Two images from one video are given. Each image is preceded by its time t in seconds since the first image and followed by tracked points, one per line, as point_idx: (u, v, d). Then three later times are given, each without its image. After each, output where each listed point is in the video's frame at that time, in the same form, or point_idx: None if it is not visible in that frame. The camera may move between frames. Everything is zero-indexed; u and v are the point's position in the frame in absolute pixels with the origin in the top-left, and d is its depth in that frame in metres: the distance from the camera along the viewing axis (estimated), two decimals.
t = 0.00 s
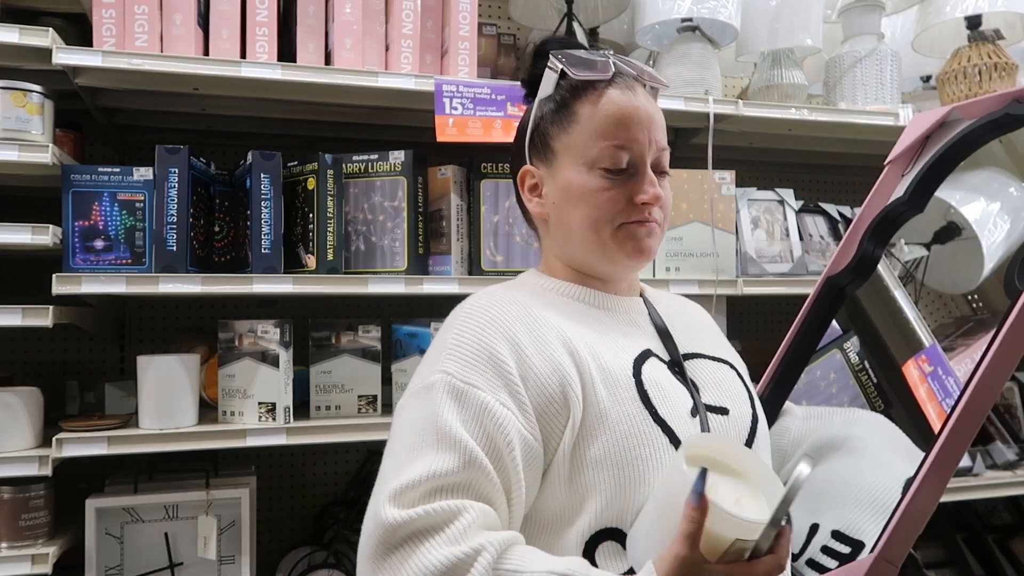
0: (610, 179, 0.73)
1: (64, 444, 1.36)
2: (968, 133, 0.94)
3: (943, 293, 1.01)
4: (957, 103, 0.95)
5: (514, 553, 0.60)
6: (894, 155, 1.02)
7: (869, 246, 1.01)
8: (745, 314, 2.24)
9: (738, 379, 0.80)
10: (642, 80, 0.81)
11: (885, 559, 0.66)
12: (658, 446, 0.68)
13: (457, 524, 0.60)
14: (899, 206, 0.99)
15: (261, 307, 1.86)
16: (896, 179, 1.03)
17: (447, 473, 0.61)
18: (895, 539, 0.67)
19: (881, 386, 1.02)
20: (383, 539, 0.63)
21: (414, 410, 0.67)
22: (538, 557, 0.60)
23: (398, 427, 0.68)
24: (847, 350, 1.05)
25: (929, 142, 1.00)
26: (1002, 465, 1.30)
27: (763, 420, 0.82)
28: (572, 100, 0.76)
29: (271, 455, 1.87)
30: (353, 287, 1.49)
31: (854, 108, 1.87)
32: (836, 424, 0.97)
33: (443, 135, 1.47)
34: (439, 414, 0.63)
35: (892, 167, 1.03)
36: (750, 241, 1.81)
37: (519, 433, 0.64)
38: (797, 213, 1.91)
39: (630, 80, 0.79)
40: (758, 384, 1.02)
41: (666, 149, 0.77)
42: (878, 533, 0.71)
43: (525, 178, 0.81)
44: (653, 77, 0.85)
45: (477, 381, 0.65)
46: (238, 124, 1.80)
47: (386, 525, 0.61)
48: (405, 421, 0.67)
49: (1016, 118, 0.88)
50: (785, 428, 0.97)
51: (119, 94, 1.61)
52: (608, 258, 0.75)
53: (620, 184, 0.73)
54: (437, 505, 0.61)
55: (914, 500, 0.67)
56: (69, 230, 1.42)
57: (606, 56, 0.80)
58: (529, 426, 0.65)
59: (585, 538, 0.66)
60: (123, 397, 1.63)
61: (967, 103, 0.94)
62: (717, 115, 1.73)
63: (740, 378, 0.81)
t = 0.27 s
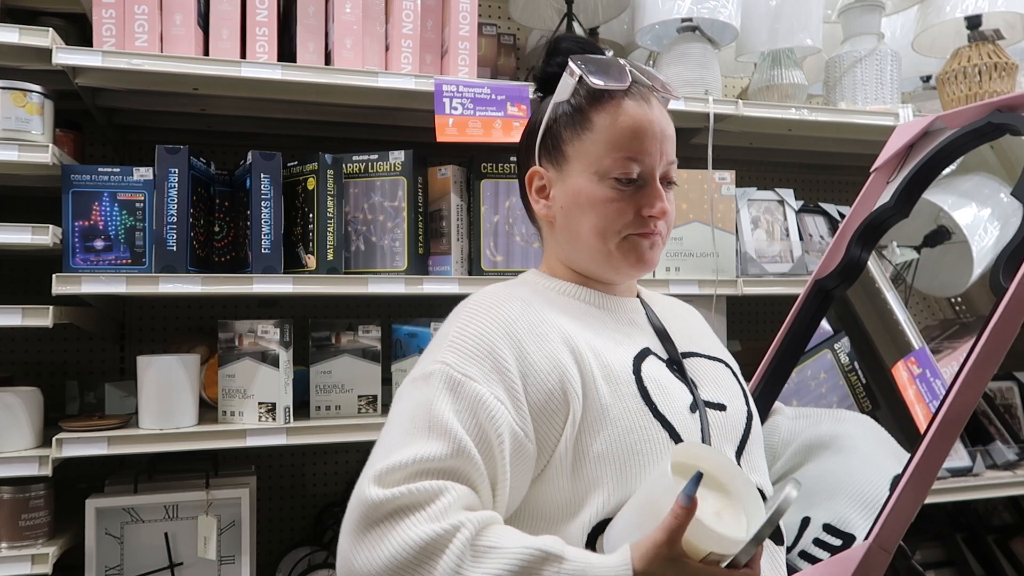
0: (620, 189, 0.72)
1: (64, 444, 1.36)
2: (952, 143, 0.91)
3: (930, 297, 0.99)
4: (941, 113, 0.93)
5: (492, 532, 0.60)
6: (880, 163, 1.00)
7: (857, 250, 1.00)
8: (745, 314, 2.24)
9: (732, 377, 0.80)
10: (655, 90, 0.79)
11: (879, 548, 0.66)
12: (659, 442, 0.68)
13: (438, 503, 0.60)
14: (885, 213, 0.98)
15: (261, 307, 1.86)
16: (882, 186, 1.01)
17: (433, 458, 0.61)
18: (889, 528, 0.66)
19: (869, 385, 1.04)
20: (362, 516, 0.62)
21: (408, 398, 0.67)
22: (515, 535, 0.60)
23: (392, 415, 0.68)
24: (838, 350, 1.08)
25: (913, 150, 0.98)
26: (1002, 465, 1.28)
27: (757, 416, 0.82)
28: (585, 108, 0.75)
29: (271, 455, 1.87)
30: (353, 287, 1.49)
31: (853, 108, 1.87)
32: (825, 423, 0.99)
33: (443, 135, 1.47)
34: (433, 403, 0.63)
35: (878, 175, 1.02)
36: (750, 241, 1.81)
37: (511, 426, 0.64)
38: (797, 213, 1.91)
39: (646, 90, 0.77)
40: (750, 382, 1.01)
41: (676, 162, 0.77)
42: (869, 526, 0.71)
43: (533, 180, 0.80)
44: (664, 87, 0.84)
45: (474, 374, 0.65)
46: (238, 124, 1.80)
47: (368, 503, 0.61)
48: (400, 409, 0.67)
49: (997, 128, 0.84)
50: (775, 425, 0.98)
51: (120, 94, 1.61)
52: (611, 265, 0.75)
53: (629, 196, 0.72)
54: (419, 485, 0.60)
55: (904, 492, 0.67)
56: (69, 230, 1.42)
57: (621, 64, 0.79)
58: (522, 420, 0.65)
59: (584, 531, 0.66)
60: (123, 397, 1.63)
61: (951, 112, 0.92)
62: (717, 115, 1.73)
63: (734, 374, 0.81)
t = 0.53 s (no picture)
0: (618, 200, 0.72)
1: (64, 444, 1.36)
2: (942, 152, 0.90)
3: (906, 299, 1.03)
4: (928, 123, 0.92)
5: (480, 540, 0.60)
6: (870, 170, 0.99)
7: (847, 254, 1.00)
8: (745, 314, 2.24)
9: (728, 376, 0.80)
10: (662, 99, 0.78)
11: (877, 541, 0.64)
12: (660, 442, 0.68)
13: (429, 509, 0.61)
14: (877, 218, 0.97)
15: (261, 307, 1.86)
16: (872, 194, 1.00)
17: (423, 460, 0.62)
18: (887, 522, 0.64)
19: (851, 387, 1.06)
20: (354, 518, 0.63)
21: (402, 399, 0.67)
22: (503, 546, 0.60)
23: (387, 415, 0.69)
24: (822, 350, 1.08)
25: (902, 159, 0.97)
26: (1002, 466, 1.27)
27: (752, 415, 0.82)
28: (589, 116, 0.74)
29: (271, 455, 1.87)
30: (353, 287, 1.49)
31: (854, 108, 1.87)
32: (817, 424, 0.98)
33: (443, 135, 1.47)
34: (424, 406, 0.64)
35: (867, 182, 1.00)
36: (750, 241, 1.81)
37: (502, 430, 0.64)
38: (797, 213, 1.91)
39: (653, 99, 0.76)
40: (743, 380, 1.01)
41: (677, 174, 0.76)
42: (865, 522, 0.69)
43: (535, 181, 0.80)
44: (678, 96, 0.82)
45: (467, 376, 0.65)
46: (238, 124, 1.80)
47: (359, 506, 0.62)
48: (394, 410, 0.67)
49: (985, 138, 0.84)
50: (768, 425, 0.97)
51: (120, 94, 1.61)
52: (607, 272, 0.75)
53: (626, 207, 0.72)
54: (411, 489, 0.61)
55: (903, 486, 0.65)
56: (69, 230, 1.42)
57: (631, 71, 0.78)
58: (515, 423, 0.65)
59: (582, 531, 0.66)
60: (123, 397, 1.63)
61: (939, 123, 0.91)
62: (717, 115, 1.73)
63: (730, 374, 0.81)
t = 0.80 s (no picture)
0: (617, 203, 0.72)
1: (64, 444, 1.36)
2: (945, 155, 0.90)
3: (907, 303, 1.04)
4: (935, 123, 0.92)
5: (485, 551, 0.62)
6: (875, 169, 0.99)
7: (851, 256, 1.00)
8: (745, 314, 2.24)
9: (728, 377, 0.80)
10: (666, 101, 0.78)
11: (873, 543, 0.64)
12: (656, 444, 0.68)
13: (434, 523, 0.62)
14: (879, 219, 0.97)
15: (261, 307, 1.86)
16: (876, 193, 1.00)
17: (424, 472, 0.63)
18: (884, 525, 0.64)
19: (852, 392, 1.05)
20: (367, 534, 0.65)
21: (401, 408, 0.68)
22: (508, 556, 0.61)
23: (389, 425, 0.70)
24: (823, 352, 1.06)
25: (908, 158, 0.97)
26: (1002, 465, 1.27)
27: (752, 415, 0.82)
28: (591, 118, 0.73)
29: (271, 455, 1.87)
30: (353, 287, 1.49)
31: (854, 108, 1.87)
32: (817, 425, 0.98)
33: (443, 135, 1.47)
34: (423, 416, 0.65)
35: (873, 182, 1.01)
36: (750, 241, 1.81)
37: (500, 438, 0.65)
38: (797, 213, 1.91)
39: (657, 102, 0.76)
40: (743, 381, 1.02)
41: (678, 176, 0.75)
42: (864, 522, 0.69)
43: (535, 182, 0.80)
44: (682, 98, 0.81)
45: (464, 385, 0.66)
46: (238, 124, 1.80)
47: (371, 523, 0.64)
48: (395, 419, 0.68)
49: (988, 141, 0.83)
50: (768, 425, 0.98)
51: (120, 94, 1.61)
52: (606, 276, 0.75)
53: (625, 211, 0.72)
54: (417, 504, 0.63)
55: (902, 487, 0.65)
56: (69, 230, 1.42)
57: (635, 73, 0.78)
58: (513, 429, 0.66)
59: (580, 531, 0.66)
60: (123, 397, 1.63)
61: (945, 124, 0.90)
62: (717, 115, 1.73)
63: (729, 375, 0.81)
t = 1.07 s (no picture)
0: (617, 204, 0.72)
1: (64, 444, 1.36)
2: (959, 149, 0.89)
3: (924, 305, 1.01)
4: (949, 117, 0.92)
5: (499, 558, 0.63)
6: (886, 164, 0.99)
7: (859, 252, 1.00)
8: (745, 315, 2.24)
9: (730, 379, 0.80)
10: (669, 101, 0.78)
11: (868, 550, 0.64)
12: (652, 444, 0.68)
13: (444, 534, 0.63)
14: (890, 215, 0.97)
15: (261, 307, 1.86)
16: (888, 187, 1.00)
17: (425, 478, 0.64)
18: (880, 533, 0.64)
19: (866, 392, 1.04)
20: (377, 546, 0.66)
21: (402, 414, 0.69)
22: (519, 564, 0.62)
23: (390, 430, 0.71)
24: (835, 356, 1.08)
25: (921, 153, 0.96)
26: (1002, 466, 1.27)
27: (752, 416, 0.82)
28: (592, 118, 0.74)
29: (271, 455, 1.87)
30: (353, 287, 1.49)
31: (853, 108, 1.87)
32: (825, 423, 0.99)
33: (443, 135, 1.47)
34: (422, 422, 0.65)
35: (884, 176, 1.00)
36: (750, 241, 1.81)
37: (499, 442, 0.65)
38: (797, 213, 1.91)
39: (659, 102, 0.76)
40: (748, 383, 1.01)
41: (680, 176, 0.75)
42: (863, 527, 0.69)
43: (536, 182, 0.80)
44: (685, 97, 0.81)
45: (463, 391, 0.66)
46: (238, 124, 1.80)
47: (379, 535, 0.65)
48: (396, 425, 0.69)
49: (1005, 135, 0.83)
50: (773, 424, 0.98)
51: (120, 95, 1.61)
52: (606, 278, 0.75)
53: (626, 211, 0.72)
54: (426, 516, 0.63)
55: (899, 494, 0.65)
56: (69, 230, 1.42)
57: (638, 73, 0.78)
58: (512, 432, 0.66)
59: (579, 533, 0.66)
60: (123, 397, 1.63)
61: (960, 117, 0.90)
62: (717, 115, 1.73)
63: (731, 375, 0.81)
